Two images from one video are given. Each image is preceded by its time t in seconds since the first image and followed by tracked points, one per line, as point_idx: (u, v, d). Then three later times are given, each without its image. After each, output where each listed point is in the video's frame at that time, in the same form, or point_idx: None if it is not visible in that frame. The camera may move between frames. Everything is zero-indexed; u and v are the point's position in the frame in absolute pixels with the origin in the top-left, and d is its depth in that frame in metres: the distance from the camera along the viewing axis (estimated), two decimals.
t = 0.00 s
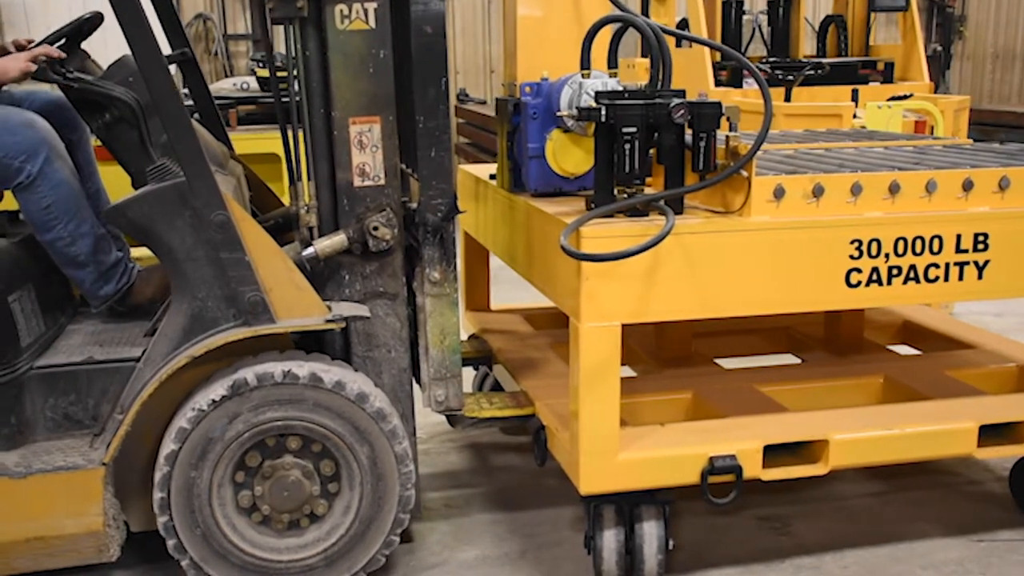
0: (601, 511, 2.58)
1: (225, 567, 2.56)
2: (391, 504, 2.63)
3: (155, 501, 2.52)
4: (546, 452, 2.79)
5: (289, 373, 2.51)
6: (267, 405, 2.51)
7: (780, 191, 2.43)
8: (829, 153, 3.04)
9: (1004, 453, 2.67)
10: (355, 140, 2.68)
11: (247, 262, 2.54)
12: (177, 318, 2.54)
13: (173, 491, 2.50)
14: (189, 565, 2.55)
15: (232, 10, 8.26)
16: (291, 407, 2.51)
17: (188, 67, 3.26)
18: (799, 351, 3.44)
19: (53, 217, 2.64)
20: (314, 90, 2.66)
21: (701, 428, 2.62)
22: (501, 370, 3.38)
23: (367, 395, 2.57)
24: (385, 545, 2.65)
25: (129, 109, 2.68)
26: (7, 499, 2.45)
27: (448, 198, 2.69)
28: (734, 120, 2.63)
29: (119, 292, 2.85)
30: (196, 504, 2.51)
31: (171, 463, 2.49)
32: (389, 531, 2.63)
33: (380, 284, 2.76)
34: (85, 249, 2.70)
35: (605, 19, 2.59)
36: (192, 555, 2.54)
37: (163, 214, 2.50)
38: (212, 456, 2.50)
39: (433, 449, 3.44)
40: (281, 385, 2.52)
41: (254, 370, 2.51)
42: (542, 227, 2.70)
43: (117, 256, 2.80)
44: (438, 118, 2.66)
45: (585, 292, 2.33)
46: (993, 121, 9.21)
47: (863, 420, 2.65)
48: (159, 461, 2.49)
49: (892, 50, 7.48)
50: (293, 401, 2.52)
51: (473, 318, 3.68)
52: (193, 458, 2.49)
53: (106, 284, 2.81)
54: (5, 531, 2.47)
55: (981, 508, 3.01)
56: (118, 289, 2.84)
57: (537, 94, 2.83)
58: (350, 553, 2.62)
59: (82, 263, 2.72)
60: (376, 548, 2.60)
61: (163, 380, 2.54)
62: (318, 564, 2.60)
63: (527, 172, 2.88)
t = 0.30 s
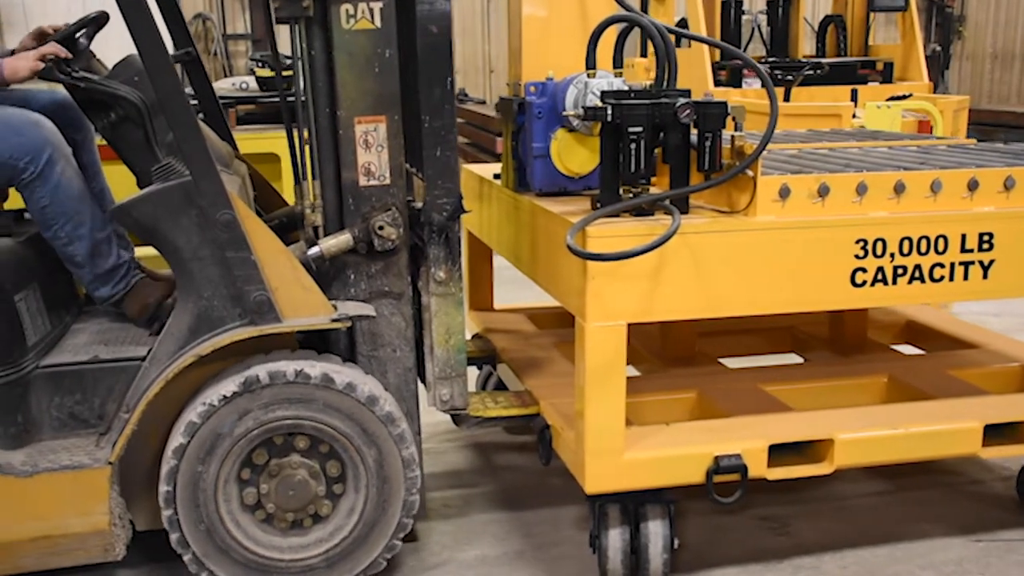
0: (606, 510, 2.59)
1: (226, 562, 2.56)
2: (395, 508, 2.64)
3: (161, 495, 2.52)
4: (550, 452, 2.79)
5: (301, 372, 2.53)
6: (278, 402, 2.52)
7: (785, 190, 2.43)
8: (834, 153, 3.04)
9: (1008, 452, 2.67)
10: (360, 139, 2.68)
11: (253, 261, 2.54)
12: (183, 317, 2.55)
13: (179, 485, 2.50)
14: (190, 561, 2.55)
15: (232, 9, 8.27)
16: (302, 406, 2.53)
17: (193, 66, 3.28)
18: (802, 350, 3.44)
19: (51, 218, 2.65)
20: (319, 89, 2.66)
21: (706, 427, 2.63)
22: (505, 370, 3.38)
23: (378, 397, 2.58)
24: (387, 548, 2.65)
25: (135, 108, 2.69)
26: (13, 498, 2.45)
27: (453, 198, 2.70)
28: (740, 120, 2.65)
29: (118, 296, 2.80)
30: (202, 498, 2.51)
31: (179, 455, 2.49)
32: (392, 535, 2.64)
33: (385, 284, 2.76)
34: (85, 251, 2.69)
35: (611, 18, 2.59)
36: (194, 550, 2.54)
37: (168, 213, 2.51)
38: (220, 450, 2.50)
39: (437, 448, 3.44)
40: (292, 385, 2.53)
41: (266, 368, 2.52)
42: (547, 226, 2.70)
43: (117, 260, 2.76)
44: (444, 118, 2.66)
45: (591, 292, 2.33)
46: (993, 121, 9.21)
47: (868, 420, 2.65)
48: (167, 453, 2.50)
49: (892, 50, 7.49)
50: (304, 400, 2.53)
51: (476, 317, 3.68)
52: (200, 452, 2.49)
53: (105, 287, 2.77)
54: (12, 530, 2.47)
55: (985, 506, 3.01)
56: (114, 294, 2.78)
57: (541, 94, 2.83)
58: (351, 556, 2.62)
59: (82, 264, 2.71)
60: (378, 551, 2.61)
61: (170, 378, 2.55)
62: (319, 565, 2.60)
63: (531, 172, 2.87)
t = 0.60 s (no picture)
0: (606, 508, 2.60)
1: (222, 556, 2.56)
2: (395, 514, 2.65)
3: (162, 488, 2.52)
4: (550, 450, 2.80)
5: (311, 372, 2.55)
6: (287, 400, 2.54)
7: (785, 190, 2.45)
8: (831, 153, 3.06)
9: (1005, 450, 2.69)
10: (361, 139, 2.69)
11: (255, 261, 2.54)
12: (185, 317, 2.55)
13: (182, 477, 2.51)
14: (187, 555, 2.55)
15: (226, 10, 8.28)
16: (310, 407, 2.55)
17: (193, 66, 3.28)
18: (799, 349, 3.46)
19: (52, 219, 2.65)
20: (321, 89, 2.67)
21: (705, 426, 2.64)
22: (504, 369, 3.39)
23: (385, 402, 2.60)
24: (383, 553, 2.66)
25: (135, 109, 2.71)
26: (14, 498, 2.45)
27: (454, 198, 2.71)
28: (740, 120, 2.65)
29: (121, 298, 2.81)
30: (204, 490, 2.52)
31: (185, 447, 2.50)
32: (389, 539, 2.65)
33: (385, 284, 2.77)
34: (86, 254, 2.71)
35: (611, 19, 2.60)
36: (192, 544, 2.54)
37: (170, 214, 2.51)
38: (226, 443, 2.51)
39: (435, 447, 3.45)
40: (302, 385, 2.55)
41: (277, 367, 2.55)
42: (548, 227, 2.72)
43: (119, 261, 2.78)
44: (445, 118, 2.67)
45: (594, 291, 2.34)
46: (982, 121, 9.27)
47: (865, 418, 2.67)
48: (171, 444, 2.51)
49: (883, 51, 7.51)
50: (313, 401, 2.55)
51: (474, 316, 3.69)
52: (206, 444, 2.50)
53: (108, 288, 2.79)
54: (13, 529, 2.47)
55: (981, 502, 3.03)
56: (118, 295, 2.80)
57: (542, 94, 2.84)
58: (347, 559, 2.63)
59: (82, 265, 2.73)
60: (375, 555, 2.62)
61: (172, 378, 2.56)
62: (314, 566, 2.60)
63: (531, 172, 2.88)
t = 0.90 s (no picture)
0: (602, 498, 2.72)
1: (226, 539, 2.66)
2: (395, 515, 2.76)
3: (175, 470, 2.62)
4: (547, 444, 2.91)
5: (328, 371, 2.66)
6: (304, 396, 2.65)
7: (772, 193, 2.57)
8: (814, 158, 3.18)
9: (981, 441, 2.82)
10: (364, 145, 2.79)
11: (263, 262, 2.63)
12: (196, 316, 2.65)
13: (196, 460, 2.61)
14: (192, 537, 2.66)
15: (218, 19, 8.38)
16: (324, 406, 2.65)
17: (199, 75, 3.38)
18: (784, 345, 3.58)
19: (67, 222, 2.75)
20: (325, 97, 2.78)
21: (697, 419, 2.75)
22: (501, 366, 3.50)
23: (394, 406, 2.71)
24: (379, 551, 2.77)
25: (146, 117, 2.85)
26: (33, 492, 2.54)
27: (454, 200, 2.81)
28: (729, 125, 2.72)
29: (132, 298, 2.91)
30: (215, 473, 2.62)
31: (202, 432, 2.60)
32: (385, 538, 2.76)
33: (388, 284, 2.87)
34: (98, 255, 2.80)
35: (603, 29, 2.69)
36: (198, 525, 2.64)
37: (182, 216, 2.61)
38: (242, 430, 2.61)
39: (434, 441, 3.55)
40: (318, 383, 2.66)
41: (299, 362, 2.66)
42: (544, 228, 2.83)
43: (130, 262, 2.88)
44: (445, 123, 2.77)
45: (592, 289, 2.46)
46: (946, 128, 9.43)
47: (848, 411, 2.79)
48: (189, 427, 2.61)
49: (851, 60, 7.65)
50: (327, 399, 2.66)
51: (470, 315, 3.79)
52: (222, 430, 2.60)
53: (119, 288, 2.89)
54: (30, 522, 2.56)
55: (957, 489, 3.15)
56: (129, 296, 2.90)
57: (537, 101, 2.93)
58: (343, 554, 2.73)
59: (94, 266, 2.83)
60: (371, 553, 2.73)
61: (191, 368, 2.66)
62: (311, 558, 2.71)
63: (527, 176, 2.99)
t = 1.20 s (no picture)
0: (608, 492, 2.78)
1: (232, 518, 2.71)
2: (397, 525, 2.82)
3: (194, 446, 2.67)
4: (553, 439, 2.97)
5: (359, 374, 2.73)
6: (332, 394, 2.71)
7: (775, 193, 2.64)
8: (811, 159, 3.25)
9: (975, 434, 2.89)
10: (374, 146, 2.85)
11: (277, 262, 2.67)
12: (210, 315, 2.70)
13: (216, 440, 2.66)
14: (198, 513, 2.70)
15: (206, 24, 8.40)
16: (350, 408, 2.72)
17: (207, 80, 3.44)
18: (781, 343, 3.65)
19: (81, 223, 2.80)
20: (335, 99, 2.83)
21: (701, 415, 2.82)
22: (504, 364, 3.55)
23: (414, 419, 2.79)
24: (374, 558, 2.83)
25: (157, 119, 2.90)
26: (51, 488, 2.58)
27: (462, 202, 2.87)
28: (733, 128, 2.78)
29: (143, 297, 2.96)
30: (235, 452, 2.67)
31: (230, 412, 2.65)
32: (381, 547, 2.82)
33: (398, 283, 2.92)
34: (111, 255, 2.84)
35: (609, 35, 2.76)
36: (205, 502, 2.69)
37: (196, 216, 2.65)
38: (269, 416, 2.67)
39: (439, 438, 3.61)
40: (348, 386, 2.72)
41: (334, 362, 2.73)
42: (550, 228, 2.90)
43: (142, 262, 2.93)
44: (454, 126, 2.83)
45: (601, 289, 2.52)
46: (923, 132, 9.54)
47: (847, 406, 2.86)
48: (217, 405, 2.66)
49: (830, 65, 7.78)
50: (355, 402, 2.73)
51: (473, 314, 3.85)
52: (248, 413, 2.66)
53: (131, 287, 2.94)
54: (47, 518, 2.60)
55: (951, 482, 3.23)
56: (140, 294, 2.96)
57: (541, 104, 3.01)
58: (339, 555, 2.78)
59: (107, 266, 2.87)
60: (366, 559, 2.78)
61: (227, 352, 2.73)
62: (306, 553, 2.76)
63: (532, 177, 3.05)
